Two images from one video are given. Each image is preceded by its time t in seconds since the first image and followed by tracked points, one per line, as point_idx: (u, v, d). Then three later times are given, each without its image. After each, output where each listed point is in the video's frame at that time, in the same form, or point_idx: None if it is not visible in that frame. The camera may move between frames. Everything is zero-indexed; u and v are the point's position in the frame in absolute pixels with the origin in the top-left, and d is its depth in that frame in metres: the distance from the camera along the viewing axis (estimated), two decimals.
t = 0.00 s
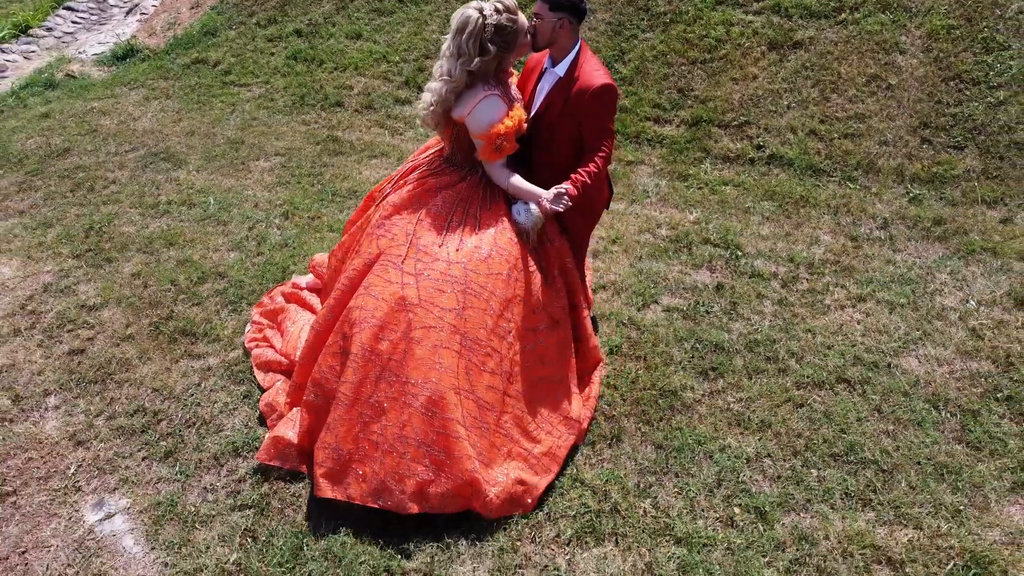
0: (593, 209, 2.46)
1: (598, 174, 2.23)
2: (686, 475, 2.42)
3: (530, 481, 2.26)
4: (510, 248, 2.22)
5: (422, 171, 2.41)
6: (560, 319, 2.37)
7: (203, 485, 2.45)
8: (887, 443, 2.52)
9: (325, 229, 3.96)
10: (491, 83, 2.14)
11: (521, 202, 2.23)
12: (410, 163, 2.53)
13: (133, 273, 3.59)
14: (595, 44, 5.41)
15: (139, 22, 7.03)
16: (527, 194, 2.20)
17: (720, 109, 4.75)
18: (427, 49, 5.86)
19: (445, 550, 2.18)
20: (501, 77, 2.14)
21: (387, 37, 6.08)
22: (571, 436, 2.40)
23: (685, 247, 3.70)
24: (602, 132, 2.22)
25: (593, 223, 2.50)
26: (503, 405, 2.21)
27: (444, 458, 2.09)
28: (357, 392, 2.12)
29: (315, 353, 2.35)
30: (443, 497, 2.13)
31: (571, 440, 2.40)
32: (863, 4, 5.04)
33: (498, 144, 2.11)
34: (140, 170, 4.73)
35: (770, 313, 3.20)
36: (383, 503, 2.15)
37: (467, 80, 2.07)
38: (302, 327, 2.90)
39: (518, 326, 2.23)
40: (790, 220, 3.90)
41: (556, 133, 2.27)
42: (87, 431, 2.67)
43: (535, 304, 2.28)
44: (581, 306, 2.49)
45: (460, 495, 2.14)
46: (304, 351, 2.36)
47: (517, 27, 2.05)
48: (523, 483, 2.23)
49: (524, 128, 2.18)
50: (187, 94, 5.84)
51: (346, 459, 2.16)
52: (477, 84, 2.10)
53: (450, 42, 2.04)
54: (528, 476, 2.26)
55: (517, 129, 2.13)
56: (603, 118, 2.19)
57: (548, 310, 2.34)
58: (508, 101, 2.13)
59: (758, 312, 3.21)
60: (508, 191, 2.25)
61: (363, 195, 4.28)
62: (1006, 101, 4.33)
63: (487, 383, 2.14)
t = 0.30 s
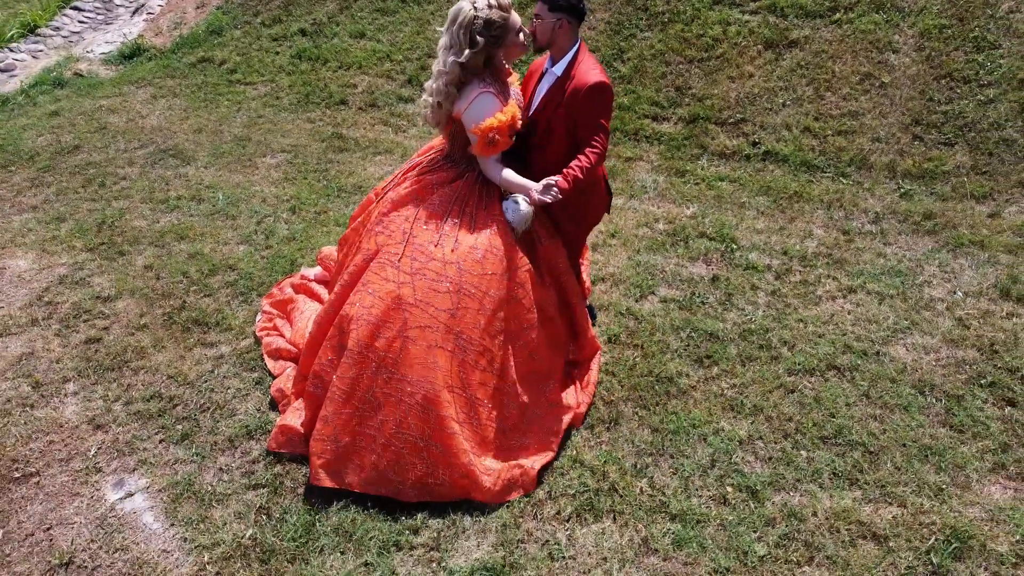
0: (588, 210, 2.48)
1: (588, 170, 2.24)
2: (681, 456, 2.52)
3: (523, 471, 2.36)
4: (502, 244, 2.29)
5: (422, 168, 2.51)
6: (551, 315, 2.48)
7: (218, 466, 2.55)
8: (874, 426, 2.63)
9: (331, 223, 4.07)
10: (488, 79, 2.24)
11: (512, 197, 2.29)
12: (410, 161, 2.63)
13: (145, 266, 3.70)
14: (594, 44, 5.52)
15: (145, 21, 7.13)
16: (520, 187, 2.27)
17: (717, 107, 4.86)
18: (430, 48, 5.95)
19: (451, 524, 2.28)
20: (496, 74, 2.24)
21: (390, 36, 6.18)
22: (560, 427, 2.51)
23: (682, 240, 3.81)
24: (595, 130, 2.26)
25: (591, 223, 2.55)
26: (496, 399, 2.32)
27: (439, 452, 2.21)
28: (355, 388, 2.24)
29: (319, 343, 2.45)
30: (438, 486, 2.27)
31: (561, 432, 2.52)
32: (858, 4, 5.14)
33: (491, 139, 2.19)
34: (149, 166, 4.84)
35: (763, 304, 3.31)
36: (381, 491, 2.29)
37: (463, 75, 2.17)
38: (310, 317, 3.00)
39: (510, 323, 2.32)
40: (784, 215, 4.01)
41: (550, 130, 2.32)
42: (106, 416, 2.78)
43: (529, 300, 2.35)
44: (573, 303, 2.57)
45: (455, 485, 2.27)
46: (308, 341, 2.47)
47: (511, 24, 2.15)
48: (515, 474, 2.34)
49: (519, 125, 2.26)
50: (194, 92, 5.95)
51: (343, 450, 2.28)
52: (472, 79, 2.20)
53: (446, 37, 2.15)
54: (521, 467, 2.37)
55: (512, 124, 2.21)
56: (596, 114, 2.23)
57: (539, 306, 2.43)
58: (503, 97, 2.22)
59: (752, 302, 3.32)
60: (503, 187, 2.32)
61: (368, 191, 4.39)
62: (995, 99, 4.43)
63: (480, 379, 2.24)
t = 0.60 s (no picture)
0: (581, 221, 2.52)
1: (574, 181, 2.30)
2: (673, 448, 2.68)
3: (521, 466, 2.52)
4: (497, 253, 2.43)
5: (424, 183, 2.69)
6: (547, 321, 2.62)
7: (238, 456, 2.72)
8: (855, 420, 2.79)
9: (340, 226, 4.23)
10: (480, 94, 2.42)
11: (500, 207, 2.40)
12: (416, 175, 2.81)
13: (162, 268, 3.86)
14: (593, 52, 5.68)
15: (154, 28, 7.30)
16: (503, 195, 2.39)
17: (712, 113, 5.02)
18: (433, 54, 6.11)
19: (458, 510, 2.44)
20: (489, 90, 2.42)
21: (394, 43, 6.33)
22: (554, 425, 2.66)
23: (676, 243, 3.97)
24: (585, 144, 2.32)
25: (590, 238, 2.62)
26: (494, 399, 2.47)
27: (440, 451, 2.38)
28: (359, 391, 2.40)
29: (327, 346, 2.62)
30: (441, 482, 2.44)
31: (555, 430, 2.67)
32: (849, 13, 5.28)
33: (478, 151, 2.35)
34: (162, 171, 5.00)
35: (753, 304, 3.47)
36: (385, 487, 2.47)
37: (453, 90, 2.36)
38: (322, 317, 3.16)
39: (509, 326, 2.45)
40: (775, 218, 4.17)
41: (543, 145, 2.42)
42: (130, 410, 2.95)
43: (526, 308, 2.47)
44: (569, 310, 2.70)
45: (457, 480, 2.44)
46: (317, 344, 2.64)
47: (498, 43, 2.31)
48: (513, 470, 2.49)
49: (509, 139, 2.41)
50: (203, 98, 6.11)
51: (349, 450, 2.46)
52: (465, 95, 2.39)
53: (439, 50, 2.35)
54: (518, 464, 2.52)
55: (497, 138, 2.36)
56: (587, 131, 2.31)
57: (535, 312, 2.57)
58: (491, 112, 2.38)
59: (743, 303, 3.48)
60: (493, 198, 2.47)
61: (374, 195, 4.55)
62: (980, 106, 4.59)
63: (477, 382, 2.39)
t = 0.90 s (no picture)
0: (577, 226, 2.66)
1: (566, 187, 2.43)
2: (667, 440, 2.81)
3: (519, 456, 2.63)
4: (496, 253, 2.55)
5: (430, 187, 2.82)
6: (545, 319, 2.73)
7: (252, 449, 2.85)
8: (841, 414, 2.92)
9: (346, 229, 4.36)
10: (481, 103, 2.55)
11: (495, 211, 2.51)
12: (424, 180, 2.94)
13: (175, 269, 4.00)
14: (592, 58, 5.81)
15: (160, 33, 7.43)
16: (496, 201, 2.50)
17: (707, 118, 5.15)
18: (435, 60, 6.24)
19: (463, 499, 2.58)
20: (489, 99, 2.54)
21: (397, 49, 6.46)
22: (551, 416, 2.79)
23: (672, 245, 4.10)
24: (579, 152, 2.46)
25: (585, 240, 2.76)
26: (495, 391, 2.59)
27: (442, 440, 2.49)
28: (365, 383, 2.52)
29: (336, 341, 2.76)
30: (442, 469, 2.56)
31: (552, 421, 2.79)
32: (841, 20, 5.40)
33: (475, 158, 2.47)
34: (172, 174, 5.13)
35: (745, 304, 3.60)
36: (390, 474, 2.60)
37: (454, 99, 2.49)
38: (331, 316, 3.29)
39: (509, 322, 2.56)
40: (768, 221, 4.30)
41: (540, 152, 2.56)
42: (148, 405, 3.09)
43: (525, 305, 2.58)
44: (567, 308, 2.82)
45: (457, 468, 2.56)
46: (327, 339, 2.77)
47: (498, 55, 2.42)
48: (512, 459, 2.61)
49: (506, 146, 2.52)
50: (210, 103, 6.25)
51: (355, 439, 2.58)
52: (466, 103, 2.52)
53: (442, 63, 2.48)
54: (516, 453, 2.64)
55: (494, 145, 2.47)
56: (583, 141, 2.44)
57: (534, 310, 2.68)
58: (489, 121, 2.50)
59: (735, 303, 3.61)
60: (489, 203, 2.58)
61: (379, 199, 4.69)
62: (968, 111, 4.72)
63: (478, 374, 2.51)
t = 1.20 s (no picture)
0: (575, 223, 2.75)
1: (562, 184, 2.53)
2: (661, 429, 2.92)
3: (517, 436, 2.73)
4: (495, 242, 2.65)
5: (434, 181, 2.94)
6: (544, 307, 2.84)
7: (261, 437, 2.96)
8: (829, 404, 3.03)
9: (350, 226, 4.47)
10: (483, 102, 2.66)
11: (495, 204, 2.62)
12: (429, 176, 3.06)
13: (184, 265, 4.11)
14: (590, 59, 5.92)
15: (165, 34, 7.54)
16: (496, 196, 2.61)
17: (703, 119, 5.26)
18: (437, 61, 6.35)
19: (465, 483, 2.69)
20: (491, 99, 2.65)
21: (399, 50, 6.57)
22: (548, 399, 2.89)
23: (668, 242, 4.21)
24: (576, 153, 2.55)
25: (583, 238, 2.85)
26: (496, 372, 2.69)
27: (443, 416, 2.60)
28: (370, 362, 2.63)
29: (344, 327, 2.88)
30: (442, 445, 2.65)
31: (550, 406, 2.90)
32: (835, 22, 5.51)
33: (476, 154, 2.58)
34: (179, 174, 5.25)
35: (738, 299, 3.71)
36: (391, 450, 2.67)
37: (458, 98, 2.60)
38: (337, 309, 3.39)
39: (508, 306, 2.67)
40: (762, 219, 4.41)
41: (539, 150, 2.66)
42: (160, 395, 3.20)
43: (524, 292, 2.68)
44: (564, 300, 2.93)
45: (456, 444, 2.65)
46: (335, 325, 2.89)
47: (499, 56, 2.53)
48: (510, 439, 2.70)
49: (507, 143, 2.63)
50: (216, 103, 6.36)
51: (359, 415, 2.67)
52: (469, 101, 2.63)
53: (448, 64, 2.59)
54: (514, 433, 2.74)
55: (494, 143, 2.59)
56: (581, 143, 2.53)
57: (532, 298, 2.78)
58: (491, 119, 2.61)
59: (729, 298, 3.72)
60: (490, 198, 2.69)
61: (382, 197, 4.80)
62: (958, 112, 4.82)
63: (479, 354, 2.62)
